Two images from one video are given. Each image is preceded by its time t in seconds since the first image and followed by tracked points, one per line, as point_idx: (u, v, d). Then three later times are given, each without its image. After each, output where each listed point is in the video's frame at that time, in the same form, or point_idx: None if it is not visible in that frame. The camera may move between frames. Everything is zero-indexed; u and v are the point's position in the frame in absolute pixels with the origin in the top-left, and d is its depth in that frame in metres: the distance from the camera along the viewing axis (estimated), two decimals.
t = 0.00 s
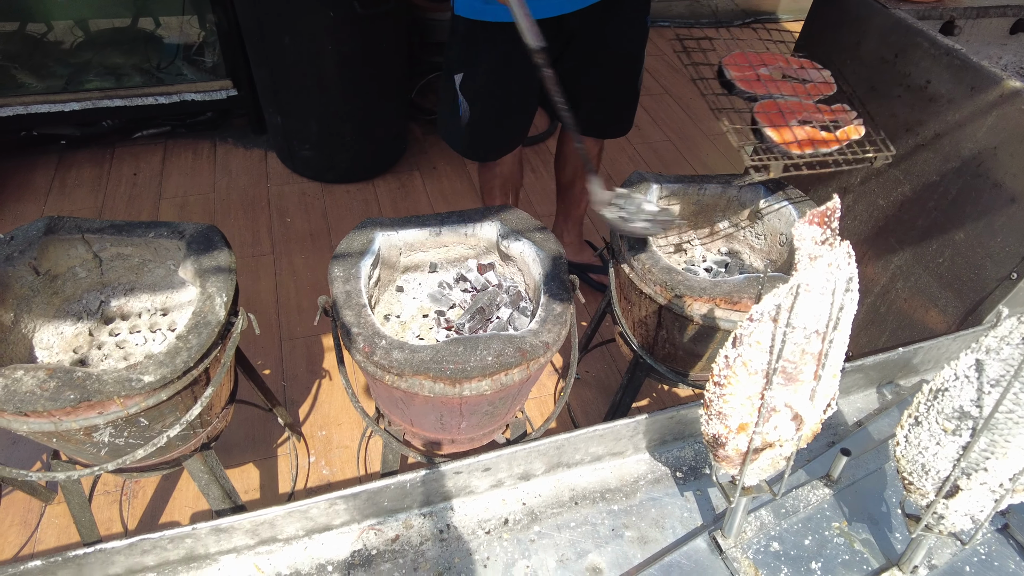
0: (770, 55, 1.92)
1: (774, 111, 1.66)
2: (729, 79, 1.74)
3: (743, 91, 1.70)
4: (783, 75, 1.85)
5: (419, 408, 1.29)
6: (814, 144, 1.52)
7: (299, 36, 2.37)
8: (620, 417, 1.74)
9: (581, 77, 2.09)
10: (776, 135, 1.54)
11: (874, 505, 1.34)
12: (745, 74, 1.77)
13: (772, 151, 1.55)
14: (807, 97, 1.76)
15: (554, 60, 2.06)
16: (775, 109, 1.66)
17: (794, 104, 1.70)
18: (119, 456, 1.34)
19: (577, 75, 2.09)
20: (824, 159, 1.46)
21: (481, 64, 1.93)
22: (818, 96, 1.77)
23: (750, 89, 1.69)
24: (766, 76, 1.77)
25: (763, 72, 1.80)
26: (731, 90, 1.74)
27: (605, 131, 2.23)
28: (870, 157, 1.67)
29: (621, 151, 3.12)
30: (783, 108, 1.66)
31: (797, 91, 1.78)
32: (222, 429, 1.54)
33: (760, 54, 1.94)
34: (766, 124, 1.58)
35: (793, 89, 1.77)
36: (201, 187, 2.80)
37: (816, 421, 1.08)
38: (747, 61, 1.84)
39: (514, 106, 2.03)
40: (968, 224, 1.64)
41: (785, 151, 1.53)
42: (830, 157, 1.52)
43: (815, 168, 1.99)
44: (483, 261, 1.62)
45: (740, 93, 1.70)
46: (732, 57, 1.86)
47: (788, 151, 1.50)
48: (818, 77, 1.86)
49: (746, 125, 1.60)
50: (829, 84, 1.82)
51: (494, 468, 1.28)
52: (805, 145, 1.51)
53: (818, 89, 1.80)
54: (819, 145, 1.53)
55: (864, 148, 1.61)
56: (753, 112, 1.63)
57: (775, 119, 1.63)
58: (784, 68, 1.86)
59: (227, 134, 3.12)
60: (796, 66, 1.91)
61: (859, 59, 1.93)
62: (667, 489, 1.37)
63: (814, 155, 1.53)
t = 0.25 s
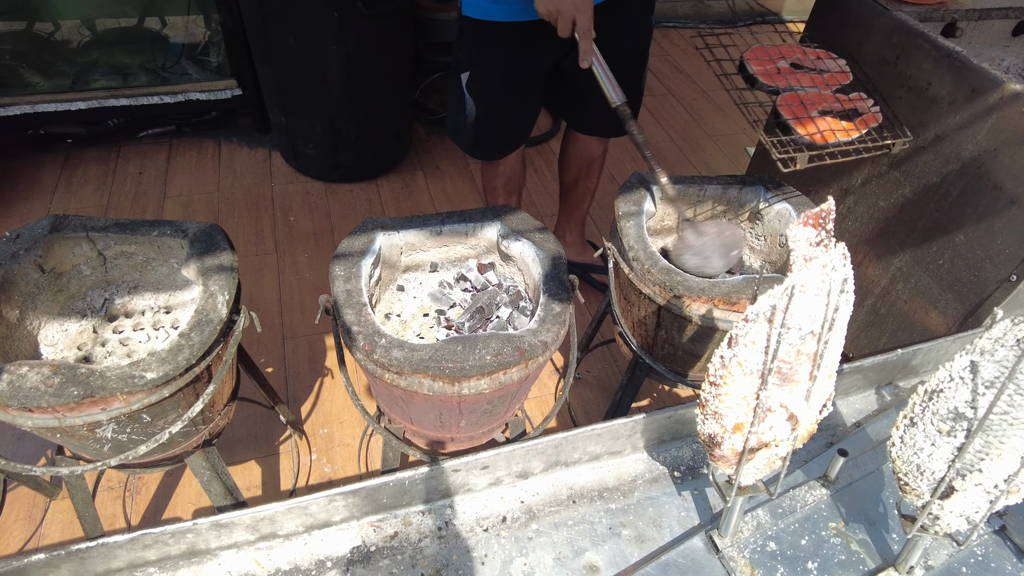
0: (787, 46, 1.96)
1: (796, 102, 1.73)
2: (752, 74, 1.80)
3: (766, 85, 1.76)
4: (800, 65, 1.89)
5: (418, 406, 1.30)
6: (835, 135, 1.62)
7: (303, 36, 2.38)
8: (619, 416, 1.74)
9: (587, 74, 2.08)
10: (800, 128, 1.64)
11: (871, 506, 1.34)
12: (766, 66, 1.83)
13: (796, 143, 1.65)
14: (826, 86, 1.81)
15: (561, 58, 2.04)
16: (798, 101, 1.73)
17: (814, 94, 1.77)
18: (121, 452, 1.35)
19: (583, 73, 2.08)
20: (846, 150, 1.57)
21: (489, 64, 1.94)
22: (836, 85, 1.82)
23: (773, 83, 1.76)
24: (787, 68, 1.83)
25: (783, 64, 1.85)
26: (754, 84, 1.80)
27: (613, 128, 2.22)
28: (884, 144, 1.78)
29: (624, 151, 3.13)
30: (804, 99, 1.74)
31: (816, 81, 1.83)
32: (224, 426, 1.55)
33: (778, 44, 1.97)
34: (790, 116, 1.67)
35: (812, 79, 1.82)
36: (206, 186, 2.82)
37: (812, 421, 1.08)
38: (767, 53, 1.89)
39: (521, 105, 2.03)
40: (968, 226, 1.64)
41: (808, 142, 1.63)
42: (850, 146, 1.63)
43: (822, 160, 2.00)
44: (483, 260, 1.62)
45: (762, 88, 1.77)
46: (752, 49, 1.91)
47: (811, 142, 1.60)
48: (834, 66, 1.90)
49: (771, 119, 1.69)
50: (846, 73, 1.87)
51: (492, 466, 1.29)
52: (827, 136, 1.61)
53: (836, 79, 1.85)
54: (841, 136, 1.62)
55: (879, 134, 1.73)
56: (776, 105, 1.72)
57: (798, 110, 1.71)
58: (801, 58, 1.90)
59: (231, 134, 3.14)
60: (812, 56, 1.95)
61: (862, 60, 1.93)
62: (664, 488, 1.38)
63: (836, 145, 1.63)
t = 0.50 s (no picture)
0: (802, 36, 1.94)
1: (814, 92, 1.73)
2: (770, 65, 1.79)
3: (784, 76, 1.75)
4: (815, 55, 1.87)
5: (423, 402, 1.29)
6: (855, 123, 1.63)
7: (308, 33, 2.38)
8: (625, 414, 1.74)
9: (597, 72, 2.07)
10: (821, 116, 1.64)
11: (879, 505, 1.33)
12: (784, 57, 1.81)
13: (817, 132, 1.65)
14: (844, 75, 1.79)
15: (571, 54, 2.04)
16: (816, 90, 1.73)
17: (832, 83, 1.76)
18: (126, 447, 1.35)
19: (593, 70, 2.07)
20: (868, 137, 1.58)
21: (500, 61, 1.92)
22: (854, 73, 1.80)
23: (791, 73, 1.75)
24: (804, 58, 1.81)
25: (800, 53, 1.83)
26: (772, 75, 1.80)
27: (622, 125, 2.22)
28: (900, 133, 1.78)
29: (629, 150, 3.13)
30: (824, 88, 1.73)
31: (833, 70, 1.81)
32: (228, 422, 1.55)
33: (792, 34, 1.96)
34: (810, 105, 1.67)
35: (829, 69, 1.81)
36: (211, 183, 2.82)
37: (821, 418, 1.08)
38: (783, 43, 1.88)
39: (529, 102, 2.03)
40: (976, 225, 1.64)
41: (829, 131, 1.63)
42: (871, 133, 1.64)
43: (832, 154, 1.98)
44: (489, 257, 1.62)
45: (781, 78, 1.76)
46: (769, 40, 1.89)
47: (833, 131, 1.60)
48: (849, 55, 1.87)
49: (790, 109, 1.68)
50: (861, 61, 1.85)
51: (498, 463, 1.28)
52: (847, 125, 1.61)
53: (852, 68, 1.83)
54: (860, 125, 1.63)
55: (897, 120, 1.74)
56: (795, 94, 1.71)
57: (816, 99, 1.71)
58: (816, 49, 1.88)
59: (236, 131, 3.14)
60: (827, 46, 1.92)
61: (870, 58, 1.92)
62: (670, 486, 1.37)
63: (857, 132, 1.64)
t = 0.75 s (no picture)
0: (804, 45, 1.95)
1: (811, 104, 1.72)
2: (770, 75, 1.79)
3: (782, 87, 1.76)
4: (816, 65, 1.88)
5: (430, 400, 1.29)
6: (849, 137, 1.60)
7: (315, 31, 2.38)
8: (630, 414, 1.74)
9: (602, 71, 2.07)
10: (815, 129, 1.62)
11: (886, 506, 1.33)
12: (784, 68, 1.81)
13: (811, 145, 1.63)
14: (842, 87, 1.80)
15: (577, 53, 2.04)
16: (813, 102, 1.72)
17: (830, 96, 1.75)
18: (134, 443, 1.35)
19: (599, 69, 2.07)
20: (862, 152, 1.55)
21: (505, 57, 1.92)
22: (851, 86, 1.81)
23: (790, 84, 1.76)
24: (803, 69, 1.82)
25: (801, 64, 1.83)
26: (771, 85, 1.80)
27: (626, 126, 2.22)
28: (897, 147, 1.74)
29: (635, 150, 3.13)
30: (821, 101, 1.72)
31: (831, 82, 1.82)
32: (235, 419, 1.56)
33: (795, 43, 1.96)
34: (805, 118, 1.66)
35: (829, 80, 1.81)
36: (217, 181, 2.83)
37: (828, 418, 1.07)
38: (785, 53, 1.87)
39: (534, 101, 2.02)
40: (984, 225, 1.63)
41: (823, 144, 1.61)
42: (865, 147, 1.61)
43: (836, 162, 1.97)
44: (495, 256, 1.62)
45: (779, 89, 1.77)
46: (769, 50, 1.89)
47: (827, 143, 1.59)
48: (849, 66, 1.89)
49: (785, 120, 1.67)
50: (861, 72, 1.87)
51: (505, 461, 1.28)
52: (841, 138, 1.59)
53: (851, 79, 1.85)
54: (855, 138, 1.61)
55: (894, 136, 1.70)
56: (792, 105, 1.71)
57: (813, 111, 1.70)
58: (816, 59, 1.89)
59: (242, 129, 3.15)
60: (828, 55, 1.93)
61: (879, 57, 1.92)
62: (676, 486, 1.37)
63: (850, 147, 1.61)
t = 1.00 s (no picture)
0: (795, 46, 1.99)
1: (799, 102, 1.73)
2: (757, 72, 1.82)
3: (770, 84, 1.78)
4: (807, 66, 1.92)
5: (433, 398, 1.30)
6: (838, 136, 1.61)
7: (320, 31, 2.39)
8: (632, 414, 1.74)
9: (605, 71, 2.07)
10: (803, 128, 1.63)
11: (887, 506, 1.33)
12: (771, 66, 1.85)
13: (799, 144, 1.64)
14: (833, 87, 1.81)
15: (578, 54, 2.04)
16: (801, 100, 1.74)
17: (820, 94, 1.76)
18: (140, 440, 1.36)
19: (602, 68, 2.07)
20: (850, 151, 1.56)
21: (508, 61, 1.91)
22: (843, 86, 1.83)
23: (776, 81, 1.79)
24: (792, 67, 1.86)
25: (789, 64, 1.88)
26: (760, 83, 1.81)
27: (628, 123, 2.24)
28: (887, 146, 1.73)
29: (638, 150, 3.14)
30: (809, 98, 1.74)
31: (823, 81, 1.84)
32: (240, 416, 1.57)
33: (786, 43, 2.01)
34: (793, 116, 1.67)
35: (819, 79, 1.84)
36: (221, 179, 2.84)
37: (830, 418, 1.08)
38: (773, 52, 1.93)
39: (537, 102, 2.02)
40: (987, 227, 1.64)
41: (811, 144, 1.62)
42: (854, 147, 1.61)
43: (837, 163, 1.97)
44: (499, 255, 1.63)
45: (766, 86, 1.79)
46: (760, 49, 1.93)
47: (814, 143, 1.59)
48: (842, 67, 1.92)
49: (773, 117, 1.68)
50: (853, 73, 1.88)
51: (507, 459, 1.29)
52: (830, 137, 1.60)
53: (843, 80, 1.86)
54: (843, 137, 1.62)
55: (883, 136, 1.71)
56: (779, 103, 1.72)
57: (801, 109, 1.71)
58: (807, 59, 1.93)
59: (246, 128, 3.17)
60: (821, 56, 1.97)
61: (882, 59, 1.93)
62: (678, 485, 1.38)
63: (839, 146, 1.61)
